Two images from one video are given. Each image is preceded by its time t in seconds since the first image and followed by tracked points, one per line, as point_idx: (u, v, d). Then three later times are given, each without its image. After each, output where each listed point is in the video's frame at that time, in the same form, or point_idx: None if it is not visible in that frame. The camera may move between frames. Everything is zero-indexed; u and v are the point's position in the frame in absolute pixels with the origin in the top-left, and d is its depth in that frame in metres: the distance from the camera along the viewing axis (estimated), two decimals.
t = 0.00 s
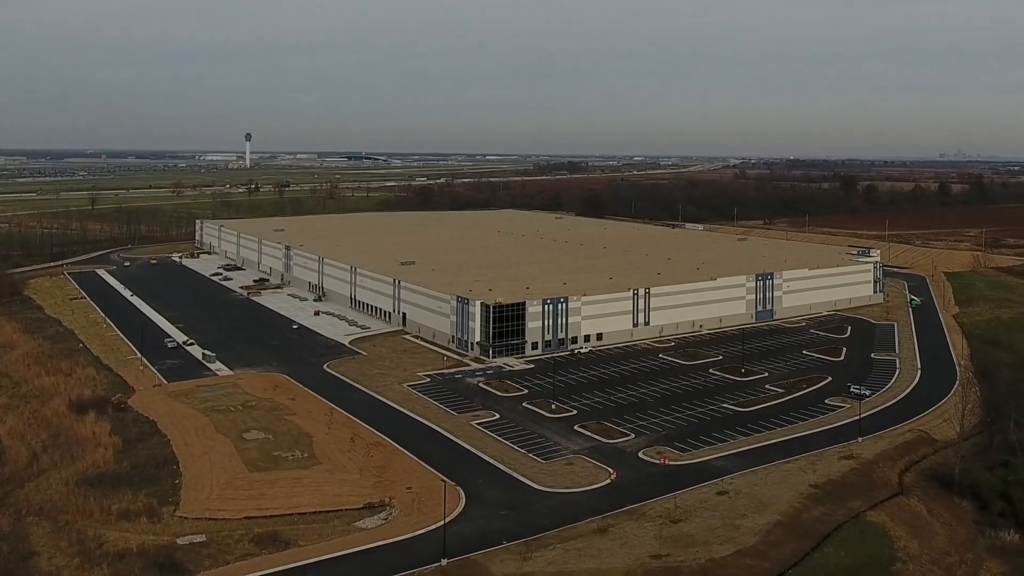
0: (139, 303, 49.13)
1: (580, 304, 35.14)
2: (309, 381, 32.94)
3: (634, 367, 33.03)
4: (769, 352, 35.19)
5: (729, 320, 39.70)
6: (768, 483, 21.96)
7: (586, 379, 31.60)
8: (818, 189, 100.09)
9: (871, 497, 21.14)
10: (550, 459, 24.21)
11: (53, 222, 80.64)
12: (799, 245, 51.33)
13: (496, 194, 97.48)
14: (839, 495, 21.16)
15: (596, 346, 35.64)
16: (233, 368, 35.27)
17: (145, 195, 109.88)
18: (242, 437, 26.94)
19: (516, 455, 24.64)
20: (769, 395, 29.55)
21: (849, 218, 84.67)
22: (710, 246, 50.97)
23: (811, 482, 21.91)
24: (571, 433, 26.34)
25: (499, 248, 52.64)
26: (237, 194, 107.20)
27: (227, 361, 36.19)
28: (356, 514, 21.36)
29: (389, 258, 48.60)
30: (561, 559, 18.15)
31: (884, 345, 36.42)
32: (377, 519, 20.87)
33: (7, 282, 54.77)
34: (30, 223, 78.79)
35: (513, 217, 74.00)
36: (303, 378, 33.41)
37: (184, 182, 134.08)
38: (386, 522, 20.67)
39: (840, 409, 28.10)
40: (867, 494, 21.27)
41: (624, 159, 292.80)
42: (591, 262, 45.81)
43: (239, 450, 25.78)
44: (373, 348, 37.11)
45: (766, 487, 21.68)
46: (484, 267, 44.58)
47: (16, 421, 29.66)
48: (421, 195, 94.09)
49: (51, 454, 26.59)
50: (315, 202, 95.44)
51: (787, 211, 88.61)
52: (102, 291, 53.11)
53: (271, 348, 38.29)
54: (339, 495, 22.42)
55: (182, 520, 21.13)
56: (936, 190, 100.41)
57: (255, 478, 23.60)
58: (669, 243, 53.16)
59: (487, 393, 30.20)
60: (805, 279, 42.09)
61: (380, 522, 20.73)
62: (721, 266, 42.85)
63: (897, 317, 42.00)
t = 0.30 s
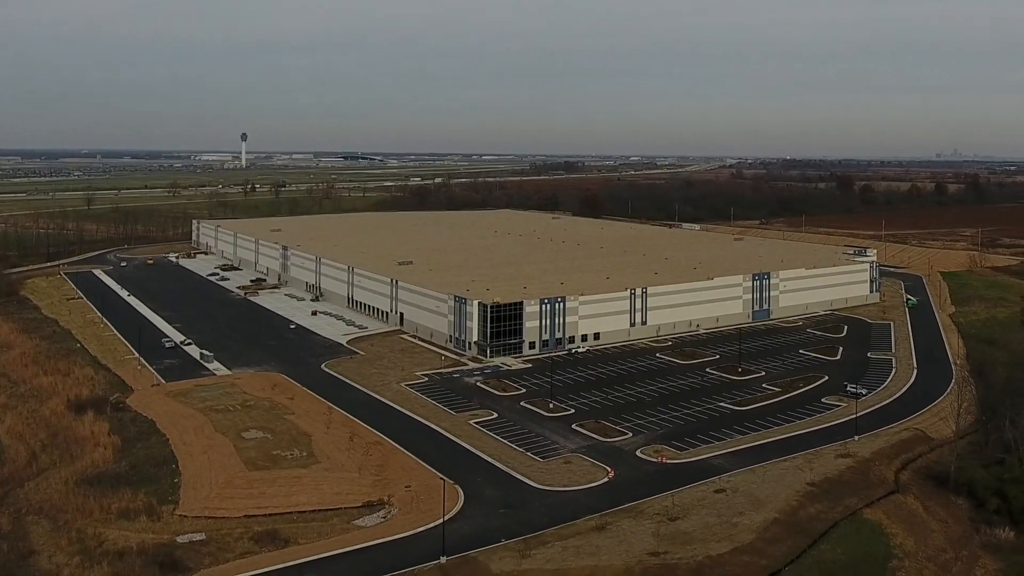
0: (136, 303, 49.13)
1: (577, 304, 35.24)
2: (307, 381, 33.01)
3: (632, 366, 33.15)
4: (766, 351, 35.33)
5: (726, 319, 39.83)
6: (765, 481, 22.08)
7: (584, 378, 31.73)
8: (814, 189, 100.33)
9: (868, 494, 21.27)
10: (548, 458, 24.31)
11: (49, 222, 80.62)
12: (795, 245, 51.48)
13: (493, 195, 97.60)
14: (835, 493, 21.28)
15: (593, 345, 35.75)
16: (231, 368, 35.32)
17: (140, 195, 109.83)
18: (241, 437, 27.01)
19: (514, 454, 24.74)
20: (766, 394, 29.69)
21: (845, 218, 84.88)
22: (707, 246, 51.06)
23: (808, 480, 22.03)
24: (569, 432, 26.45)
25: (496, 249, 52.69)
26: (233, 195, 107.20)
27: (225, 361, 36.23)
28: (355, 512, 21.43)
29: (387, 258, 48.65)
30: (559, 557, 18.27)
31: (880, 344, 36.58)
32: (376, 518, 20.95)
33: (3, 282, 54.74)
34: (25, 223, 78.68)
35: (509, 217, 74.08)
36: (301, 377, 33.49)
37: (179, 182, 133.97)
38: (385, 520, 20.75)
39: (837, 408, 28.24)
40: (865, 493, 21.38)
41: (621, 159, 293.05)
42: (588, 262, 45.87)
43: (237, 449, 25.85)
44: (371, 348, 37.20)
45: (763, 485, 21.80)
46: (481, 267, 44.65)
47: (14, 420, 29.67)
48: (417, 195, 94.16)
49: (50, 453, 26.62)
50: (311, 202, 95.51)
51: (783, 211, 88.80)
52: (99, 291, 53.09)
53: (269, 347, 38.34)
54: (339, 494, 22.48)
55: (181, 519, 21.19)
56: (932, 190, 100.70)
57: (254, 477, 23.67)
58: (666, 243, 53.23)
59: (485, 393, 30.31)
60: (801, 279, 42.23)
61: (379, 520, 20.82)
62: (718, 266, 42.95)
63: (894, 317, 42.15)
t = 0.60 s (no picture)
0: (135, 303, 49.11)
1: (576, 303, 35.32)
2: (307, 380, 33.06)
3: (631, 366, 33.25)
4: (765, 350, 35.42)
5: (725, 319, 39.92)
6: (764, 479, 22.18)
7: (583, 378, 31.81)
8: (812, 189, 100.45)
9: (866, 493, 21.37)
10: (547, 457, 24.40)
11: (48, 222, 80.65)
12: (793, 245, 51.59)
13: (491, 195, 97.67)
14: (834, 491, 21.38)
15: (592, 345, 35.83)
16: (230, 368, 35.36)
17: (139, 195, 109.81)
18: (241, 436, 27.08)
19: (514, 453, 24.82)
20: (765, 393, 29.77)
21: (843, 218, 85.01)
22: (706, 246, 51.13)
23: (806, 479, 22.13)
24: (569, 431, 26.53)
25: (495, 249, 52.77)
26: (231, 194, 107.23)
27: (225, 361, 36.28)
28: (355, 511, 21.52)
29: (386, 258, 48.72)
30: (559, 555, 18.34)
31: (878, 343, 36.69)
32: (376, 516, 21.04)
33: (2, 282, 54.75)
34: (23, 224, 78.63)
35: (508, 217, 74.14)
36: (301, 377, 33.57)
37: (177, 182, 133.92)
38: (385, 519, 20.83)
39: (836, 407, 28.33)
40: (863, 491, 21.48)
41: (620, 159, 293.08)
42: (587, 261, 45.95)
43: (237, 448, 25.91)
44: (371, 347, 37.30)
45: (762, 484, 21.89)
46: (481, 267, 44.74)
47: (15, 419, 29.72)
48: (416, 195, 94.24)
49: (50, 452, 26.67)
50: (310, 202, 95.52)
51: (781, 211, 88.91)
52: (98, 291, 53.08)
53: (268, 347, 38.38)
54: (338, 492, 22.55)
55: (182, 517, 21.27)
56: (930, 189, 100.84)
57: (254, 476, 23.75)
58: (666, 243, 53.28)
59: (484, 392, 30.39)
60: (800, 278, 42.33)
61: (379, 518, 20.90)
62: (717, 265, 43.02)
63: (892, 316, 42.27)
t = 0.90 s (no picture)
0: (134, 303, 49.12)
1: (575, 303, 35.41)
2: (306, 380, 33.12)
3: (630, 365, 33.35)
4: (764, 350, 35.52)
5: (723, 319, 40.04)
6: (762, 478, 22.28)
7: (582, 377, 31.90)
8: (811, 189, 100.51)
9: (864, 491, 21.47)
10: (546, 456, 24.49)
11: (46, 222, 80.64)
12: (791, 245, 51.71)
13: (490, 194, 97.70)
14: (832, 490, 21.49)
15: (590, 344, 35.93)
16: (230, 367, 35.41)
17: (137, 195, 109.74)
18: (241, 435, 27.15)
19: (513, 452, 24.91)
20: (763, 393, 29.87)
21: (842, 218, 85.10)
22: (704, 246, 51.21)
23: (804, 477, 22.25)
24: (568, 430, 26.63)
25: (494, 249, 52.84)
26: (230, 194, 107.19)
27: (224, 361, 36.34)
28: (355, 509, 21.61)
29: (384, 258, 48.78)
30: (559, 553, 18.44)
31: (876, 343, 36.81)
32: (375, 515, 21.12)
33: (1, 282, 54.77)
34: (21, 224, 78.58)
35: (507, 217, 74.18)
36: (302, 376, 33.66)
37: (176, 182, 133.81)
38: (385, 517, 20.91)
39: (834, 406, 28.44)
40: (861, 489, 21.58)
41: (618, 159, 293.12)
42: (586, 261, 46.04)
43: (237, 447, 25.97)
44: (370, 346, 37.39)
45: (761, 482, 21.99)
46: (479, 266, 44.81)
47: (14, 418, 29.76)
48: (414, 196, 94.25)
49: (50, 451, 26.72)
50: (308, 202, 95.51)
51: (779, 211, 88.98)
52: (96, 291, 53.08)
53: (268, 347, 38.45)
54: (338, 491, 22.63)
55: (183, 516, 21.34)
56: (928, 189, 100.93)
57: (254, 475, 23.82)
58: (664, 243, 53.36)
59: (483, 391, 30.48)
60: (798, 278, 42.46)
61: (379, 517, 20.99)
62: (716, 265, 43.11)
63: (890, 316, 42.39)
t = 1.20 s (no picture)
0: (134, 303, 49.11)
1: (574, 303, 35.46)
2: (305, 379, 33.16)
3: (629, 365, 33.41)
4: (762, 350, 35.58)
5: (722, 319, 40.09)
6: (760, 477, 22.33)
7: (581, 377, 31.95)
8: (809, 189, 100.58)
9: (863, 490, 21.53)
10: (545, 455, 24.54)
11: (45, 222, 80.63)
12: (790, 244, 51.80)
13: (489, 194, 97.76)
14: (830, 488, 21.54)
15: (589, 344, 35.98)
16: (229, 367, 35.43)
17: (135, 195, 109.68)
18: (240, 434, 27.19)
19: (513, 451, 24.95)
20: (762, 392, 29.92)
21: (840, 218, 85.17)
22: (703, 246, 51.24)
23: (803, 476, 22.31)
24: (567, 429, 26.68)
25: (492, 249, 52.87)
26: (228, 194, 107.18)
27: (224, 360, 36.37)
28: (355, 508, 21.65)
29: (383, 258, 48.80)
30: (558, 552, 18.49)
31: (875, 342, 36.88)
32: (375, 514, 21.16)
33: None
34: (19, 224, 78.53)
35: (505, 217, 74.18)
36: (302, 376, 33.71)
37: (175, 182, 133.75)
38: (384, 516, 20.95)
39: (832, 405, 28.49)
40: (859, 488, 21.64)
41: (617, 159, 293.15)
42: (584, 261, 46.08)
43: (237, 447, 25.99)
44: (369, 346, 37.43)
45: (759, 481, 22.04)
46: (478, 266, 44.84)
47: (14, 418, 29.78)
48: (413, 196, 94.27)
49: (50, 451, 26.74)
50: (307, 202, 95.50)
51: (778, 211, 89.04)
52: (96, 291, 53.06)
53: (267, 347, 38.48)
54: (338, 490, 22.67)
55: (182, 515, 21.37)
56: (927, 189, 101.03)
57: (254, 474, 23.85)
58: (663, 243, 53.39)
59: (482, 391, 30.53)
60: (797, 278, 42.55)
61: (379, 516, 21.03)
62: (714, 265, 43.15)
63: (889, 315, 42.47)
